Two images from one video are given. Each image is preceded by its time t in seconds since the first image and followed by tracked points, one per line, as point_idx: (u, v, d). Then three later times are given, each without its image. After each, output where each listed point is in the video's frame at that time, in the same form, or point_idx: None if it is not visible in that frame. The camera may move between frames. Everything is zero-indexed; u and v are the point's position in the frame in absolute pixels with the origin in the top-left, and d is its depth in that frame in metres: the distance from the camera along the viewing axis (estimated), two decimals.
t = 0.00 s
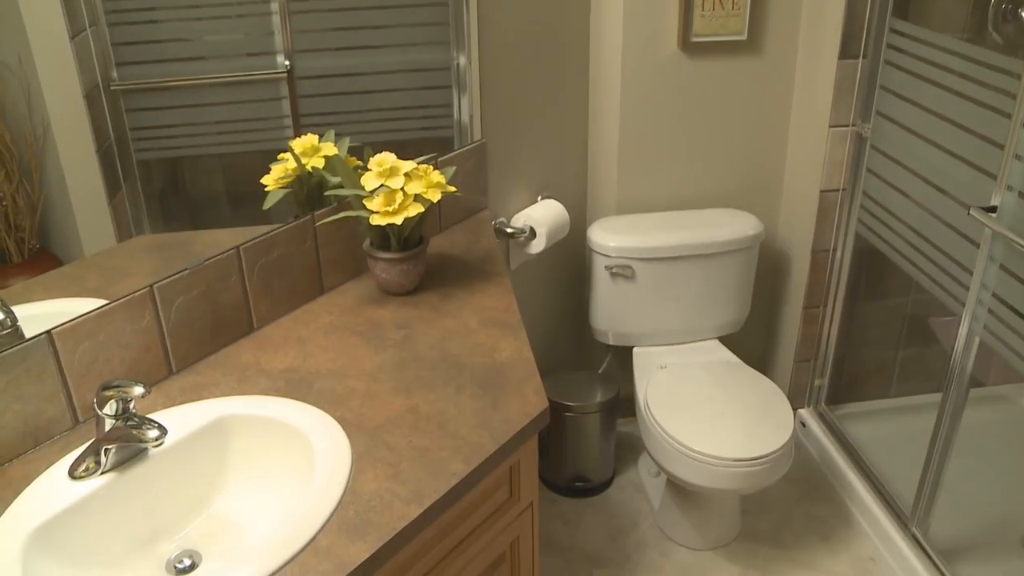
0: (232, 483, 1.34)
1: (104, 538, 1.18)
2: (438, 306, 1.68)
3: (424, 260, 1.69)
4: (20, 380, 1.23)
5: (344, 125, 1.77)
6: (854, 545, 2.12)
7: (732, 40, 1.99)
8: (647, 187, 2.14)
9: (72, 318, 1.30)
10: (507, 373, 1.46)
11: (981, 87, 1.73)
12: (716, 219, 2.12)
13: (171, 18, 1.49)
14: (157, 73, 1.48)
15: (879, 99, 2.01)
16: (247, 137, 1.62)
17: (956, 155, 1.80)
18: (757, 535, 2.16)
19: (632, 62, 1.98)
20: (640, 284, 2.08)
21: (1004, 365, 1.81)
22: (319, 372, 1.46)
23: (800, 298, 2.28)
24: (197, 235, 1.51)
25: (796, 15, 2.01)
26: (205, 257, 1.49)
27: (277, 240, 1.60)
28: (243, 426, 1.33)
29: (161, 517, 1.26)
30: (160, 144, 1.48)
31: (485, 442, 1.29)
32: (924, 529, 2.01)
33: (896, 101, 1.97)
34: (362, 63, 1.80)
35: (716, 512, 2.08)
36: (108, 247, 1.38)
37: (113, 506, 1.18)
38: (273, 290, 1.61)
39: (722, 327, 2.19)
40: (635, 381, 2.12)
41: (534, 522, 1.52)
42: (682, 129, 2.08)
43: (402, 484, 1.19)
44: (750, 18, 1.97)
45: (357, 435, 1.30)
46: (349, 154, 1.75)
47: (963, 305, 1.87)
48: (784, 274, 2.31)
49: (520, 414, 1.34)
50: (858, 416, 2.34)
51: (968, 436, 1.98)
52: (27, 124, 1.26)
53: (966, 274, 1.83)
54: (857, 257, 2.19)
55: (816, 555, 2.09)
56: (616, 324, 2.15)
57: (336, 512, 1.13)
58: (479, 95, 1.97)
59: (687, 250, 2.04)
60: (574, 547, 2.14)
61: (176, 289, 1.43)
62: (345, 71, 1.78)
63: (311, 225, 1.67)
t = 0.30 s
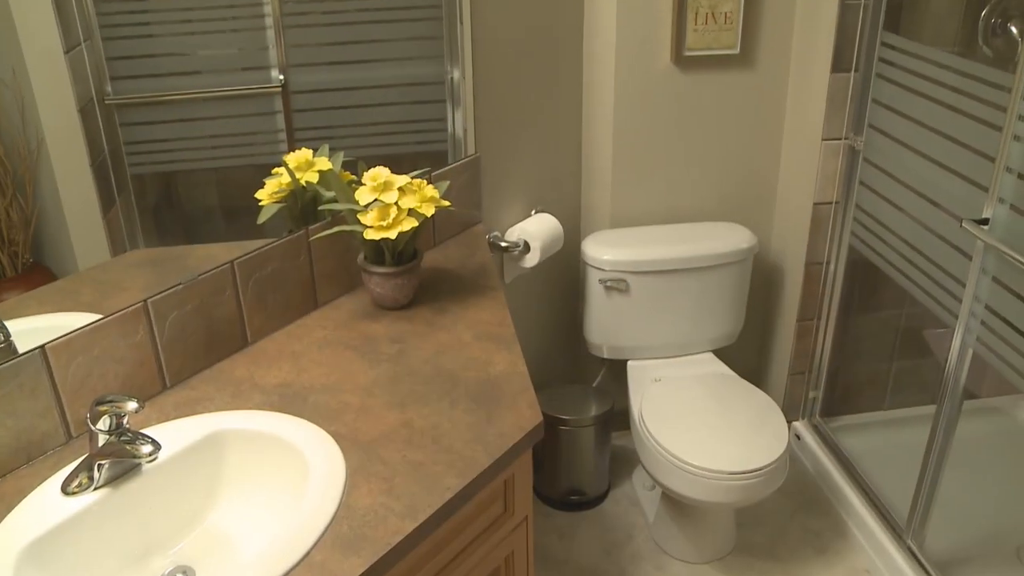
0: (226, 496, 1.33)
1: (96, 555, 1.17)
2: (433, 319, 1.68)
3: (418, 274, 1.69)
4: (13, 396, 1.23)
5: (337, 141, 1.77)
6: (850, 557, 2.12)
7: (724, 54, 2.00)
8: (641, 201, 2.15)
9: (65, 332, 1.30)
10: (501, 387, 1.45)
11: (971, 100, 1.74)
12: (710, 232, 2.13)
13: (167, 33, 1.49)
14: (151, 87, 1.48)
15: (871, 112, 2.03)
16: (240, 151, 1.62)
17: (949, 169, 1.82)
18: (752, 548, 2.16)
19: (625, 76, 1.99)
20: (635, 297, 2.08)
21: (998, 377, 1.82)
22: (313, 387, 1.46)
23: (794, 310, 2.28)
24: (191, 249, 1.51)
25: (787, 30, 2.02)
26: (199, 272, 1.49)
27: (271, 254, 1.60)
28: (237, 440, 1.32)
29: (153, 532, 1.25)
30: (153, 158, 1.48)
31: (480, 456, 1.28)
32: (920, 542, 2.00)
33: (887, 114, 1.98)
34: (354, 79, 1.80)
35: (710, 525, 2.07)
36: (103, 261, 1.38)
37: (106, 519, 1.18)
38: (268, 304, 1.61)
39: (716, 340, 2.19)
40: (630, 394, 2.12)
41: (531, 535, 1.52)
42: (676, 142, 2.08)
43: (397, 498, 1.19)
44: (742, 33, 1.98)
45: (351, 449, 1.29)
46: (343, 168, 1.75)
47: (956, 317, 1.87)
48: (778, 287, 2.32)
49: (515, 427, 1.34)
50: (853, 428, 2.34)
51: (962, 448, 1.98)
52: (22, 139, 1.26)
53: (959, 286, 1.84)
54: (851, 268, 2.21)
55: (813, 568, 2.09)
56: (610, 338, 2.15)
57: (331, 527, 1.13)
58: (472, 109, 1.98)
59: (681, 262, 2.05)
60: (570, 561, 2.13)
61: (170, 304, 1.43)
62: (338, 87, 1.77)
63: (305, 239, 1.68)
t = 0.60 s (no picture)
0: (222, 512, 1.32)
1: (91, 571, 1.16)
2: (427, 334, 1.68)
3: (412, 289, 1.69)
4: (6, 412, 1.22)
5: (331, 156, 1.78)
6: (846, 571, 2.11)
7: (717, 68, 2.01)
8: (634, 215, 2.15)
9: (59, 348, 1.29)
10: (495, 402, 1.45)
11: (962, 114, 1.76)
12: (703, 244, 2.14)
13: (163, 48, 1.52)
14: (145, 102, 1.49)
15: (863, 127, 2.04)
16: (235, 166, 1.62)
17: (941, 182, 1.83)
18: (748, 562, 2.15)
19: (618, 91, 1.99)
20: (629, 311, 2.09)
21: (993, 390, 1.82)
22: (307, 402, 1.45)
23: (788, 323, 2.29)
24: (185, 263, 1.50)
25: (779, 45, 2.04)
26: (193, 287, 1.48)
27: (265, 270, 1.59)
28: (233, 456, 1.31)
29: (148, 549, 1.23)
30: (149, 173, 1.48)
31: (475, 471, 1.28)
32: (916, 556, 2.01)
33: (879, 128, 2.00)
34: (348, 93, 1.82)
35: (706, 539, 2.07)
36: (96, 276, 1.37)
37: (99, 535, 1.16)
38: (262, 319, 1.60)
39: (711, 353, 2.19)
40: (624, 408, 2.12)
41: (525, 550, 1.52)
42: (669, 157, 2.09)
43: (391, 514, 1.18)
44: (735, 48, 2.00)
45: (346, 465, 1.29)
46: (338, 183, 1.75)
47: (950, 329, 1.88)
48: (772, 300, 2.33)
49: (510, 442, 1.34)
50: (847, 441, 2.35)
51: (956, 460, 1.99)
52: (15, 153, 1.25)
53: (952, 299, 1.84)
54: (844, 282, 2.21)
55: None
56: (604, 352, 2.15)
57: (325, 543, 1.12)
58: (467, 124, 1.98)
59: (673, 276, 2.05)
60: None
61: (163, 319, 1.42)
62: (334, 101, 1.80)
63: (299, 254, 1.67)
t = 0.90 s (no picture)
0: (217, 530, 1.31)
1: None
2: (423, 351, 1.67)
3: (407, 306, 1.69)
4: None
5: (327, 172, 1.78)
6: None
7: (711, 84, 2.02)
8: (629, 231, 2.15)
9: (53, 364, 1.28)
10: (491, 419, 1.44)
11: (954, 129, 1.77)
12: (698, 259, 2.15)
13: (158, 64, 1.53)
14: (140, 119, 1.49)
15: (856, 142, 2.05)
16: (230, 182, 1.63)
17: (934, 196, 1.84)
18: None
19: (612, 107, 2.00)
20: (624, 327, 2.08)
21: (987, 404, 1.81)
22: (302, 419, 1.44)
23: (782, 338, 2.29)
24: (180, 279, 1.50)
25: (773, 61, 2.05)
26: (188, 303, 1.47)
27: (260, 286, 1.59)
28: (228, 473, 1.30)
29: (142, 567, 1.22)
30: (142, 190, 1.48)
31: (470, 487, 1.27)
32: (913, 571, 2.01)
33: (873, 143, 2.01)
34: (344, 109, 1.82)
35: (703, 555, 2.06)
36: (91, 293, 1.37)
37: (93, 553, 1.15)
38: (256, 336, 1.60)
39: (706, 369, 2.19)
40: (620, 424, 2.11)
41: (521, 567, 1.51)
42: (664, 172, 2.10)
43: (387, 530, 1.17)
44: (728, 64, 2.01)
45: (341, 481, 1.28)
46: (333, 199, 1.76)
47: (944, 344, 1.89)
48: (767, 315, 2.33)
49: (505, 458, 1.34)
50: (843, 455, 2.34)
51: (952, 474, 1.99)
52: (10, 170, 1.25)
53: (946, 313, 1.85)
54: (839, 297, 2.22)
55: None
56: (600, 368, 2.14)
57: (320, 561, 1.11)
58: (461, 140, 1.99)
59: (667, 291, 2.05)
60: None
61: (158, 335, 1.41)
62: (330, 117, 1.81)
63: (295, 270, 1.67)
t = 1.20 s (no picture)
0: (211, 549, 1.29)
1: None
2: (419, 367, 1.67)
3: (403, 323, 1.68)
4: None
5: (322, 189, 1.79)
6: None
7: (706, 101, 2.03)
8: (624, 246, 2.16)
9: (48, 382, 1.27)
10: (488, 436, 1.44)
11: (946, 145, 1.78)
12: (693, 275, 2.15)
13: (154, 82, 1.54)
14: (138, 134, 1.50)
15: (850, 158, 2.07)
16: (226, 199, 1.63)
17: (928, 212, 1.85)
18: None
19: (607, 124, 2.01)
20: (620, 342, 2.08)
21: (983, 419, 1.82)
22: (298, 436, 1.44)
23: (778, 354, 2.29)
24: (176, 296, 1.50)
25: (767, 78, 2.07)
26: (184, 320, 1.47)
27: (257, 302, 1.58)
28: (222, 491, 1.29)
29: None
30: (139, 206, 1.48)
31: (466, 504, 1.26)
32: None
33: (867, 159, 2.02)
34: (339, 125, 1.84)
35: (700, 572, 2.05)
36: (87, 309, 1.36)
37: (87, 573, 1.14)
38: (252, 352, 1.59)
39: (701, 385, 2.19)
40: (616, 441, 2.10)
41: None
42: (659, 188, 2.11)
43: (382, 548, 1.17)
44: (723, 81, 2.02)
45: (337, 499, 1.27)
46: (329, 217, 1.75)
47: (940, 359, 1.89)
48: (763, 331, 2.33)
49: (501, 475, 1.33)
50: (839, 470, 2.34)
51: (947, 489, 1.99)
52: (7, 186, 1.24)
53: (942, 328, 1.86)
54: (834, 312, 2.23)
55: None
56: (596, 384, 2.14)
57: None
58: (457, 155, 1.99)
59: (663, 307, 2.05)
60: None
61: (153, 352, 1.40)
62: (327, 132, 1.82)
63: (291, 287, 1.66)
